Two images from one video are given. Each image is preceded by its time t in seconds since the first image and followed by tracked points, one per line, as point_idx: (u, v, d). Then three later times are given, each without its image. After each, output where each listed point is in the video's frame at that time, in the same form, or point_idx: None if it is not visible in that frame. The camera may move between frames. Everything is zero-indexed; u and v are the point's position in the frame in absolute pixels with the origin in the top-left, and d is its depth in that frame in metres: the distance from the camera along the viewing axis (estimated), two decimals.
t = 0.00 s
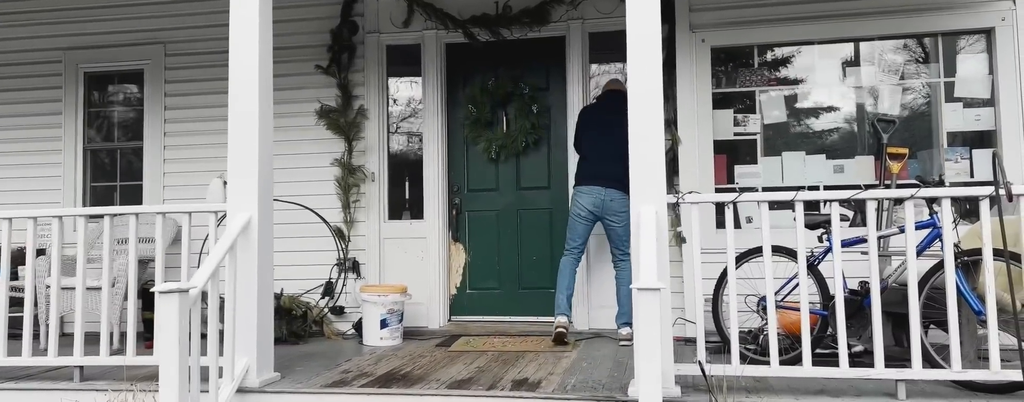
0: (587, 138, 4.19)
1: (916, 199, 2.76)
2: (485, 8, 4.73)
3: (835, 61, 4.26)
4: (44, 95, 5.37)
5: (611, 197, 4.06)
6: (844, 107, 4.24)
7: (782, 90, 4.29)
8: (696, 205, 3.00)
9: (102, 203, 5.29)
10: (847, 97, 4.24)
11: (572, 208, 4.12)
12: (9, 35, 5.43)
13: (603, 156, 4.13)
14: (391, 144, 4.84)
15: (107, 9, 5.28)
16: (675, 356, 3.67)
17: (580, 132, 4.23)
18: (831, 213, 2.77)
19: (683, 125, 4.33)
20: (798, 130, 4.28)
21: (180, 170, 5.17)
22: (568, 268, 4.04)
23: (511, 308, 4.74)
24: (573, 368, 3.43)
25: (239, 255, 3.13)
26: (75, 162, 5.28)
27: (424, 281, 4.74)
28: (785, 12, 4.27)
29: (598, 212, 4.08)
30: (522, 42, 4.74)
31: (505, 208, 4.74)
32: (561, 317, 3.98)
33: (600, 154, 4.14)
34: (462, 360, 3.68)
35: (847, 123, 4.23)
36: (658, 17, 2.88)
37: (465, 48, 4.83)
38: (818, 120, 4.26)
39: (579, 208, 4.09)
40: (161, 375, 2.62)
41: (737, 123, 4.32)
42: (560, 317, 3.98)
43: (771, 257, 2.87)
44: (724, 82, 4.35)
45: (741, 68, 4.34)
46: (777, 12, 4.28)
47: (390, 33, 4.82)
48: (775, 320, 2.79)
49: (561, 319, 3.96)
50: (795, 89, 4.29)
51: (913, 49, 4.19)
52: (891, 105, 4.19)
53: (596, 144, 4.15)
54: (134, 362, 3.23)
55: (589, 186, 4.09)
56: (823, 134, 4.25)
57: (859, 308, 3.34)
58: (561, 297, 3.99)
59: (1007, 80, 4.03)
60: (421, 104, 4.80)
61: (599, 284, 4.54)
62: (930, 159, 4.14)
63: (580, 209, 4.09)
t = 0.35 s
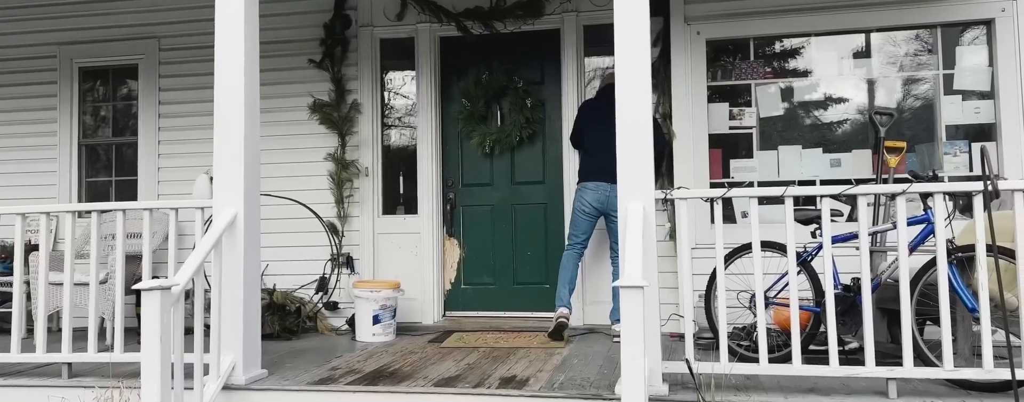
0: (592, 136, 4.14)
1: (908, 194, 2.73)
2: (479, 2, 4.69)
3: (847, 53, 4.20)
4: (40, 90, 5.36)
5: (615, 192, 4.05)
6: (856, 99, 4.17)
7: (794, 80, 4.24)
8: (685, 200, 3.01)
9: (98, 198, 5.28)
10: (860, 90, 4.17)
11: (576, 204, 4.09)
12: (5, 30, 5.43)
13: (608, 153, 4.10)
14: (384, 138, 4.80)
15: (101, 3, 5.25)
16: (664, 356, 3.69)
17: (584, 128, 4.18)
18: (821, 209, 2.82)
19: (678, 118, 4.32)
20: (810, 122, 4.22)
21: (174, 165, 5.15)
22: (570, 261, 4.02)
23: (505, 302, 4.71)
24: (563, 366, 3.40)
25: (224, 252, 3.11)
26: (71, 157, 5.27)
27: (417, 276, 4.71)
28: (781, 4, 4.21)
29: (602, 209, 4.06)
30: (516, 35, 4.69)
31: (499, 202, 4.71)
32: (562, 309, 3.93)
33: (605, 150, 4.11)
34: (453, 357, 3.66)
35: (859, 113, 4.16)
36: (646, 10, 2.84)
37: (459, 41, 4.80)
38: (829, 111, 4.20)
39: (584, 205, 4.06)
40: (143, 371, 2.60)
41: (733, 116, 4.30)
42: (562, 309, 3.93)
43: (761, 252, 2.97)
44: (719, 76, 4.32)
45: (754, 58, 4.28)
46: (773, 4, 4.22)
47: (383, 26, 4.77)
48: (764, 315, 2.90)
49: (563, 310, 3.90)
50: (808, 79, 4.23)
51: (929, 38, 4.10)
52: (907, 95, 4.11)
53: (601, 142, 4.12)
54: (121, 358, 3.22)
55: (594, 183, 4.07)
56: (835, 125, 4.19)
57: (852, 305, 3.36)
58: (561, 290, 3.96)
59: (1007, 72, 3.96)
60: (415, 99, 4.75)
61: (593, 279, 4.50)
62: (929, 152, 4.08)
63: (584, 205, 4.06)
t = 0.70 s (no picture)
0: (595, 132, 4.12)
1: (912, 193, 2.78)
2: None
3: (854, 48, 4.16)
4: (46, 89, 5.38)
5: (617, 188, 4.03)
6: (869, 91, 4.13)
7: (806, 73, 4.21)
8: (686, 198, 2.99)
9: (104, 196, 5.31)
10: (872, 80, 4.12)
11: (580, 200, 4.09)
12: (11, 29, 5.45)
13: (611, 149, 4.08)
14: (388, 136, 4.80)
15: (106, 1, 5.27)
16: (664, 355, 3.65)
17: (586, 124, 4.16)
18: (824, 208, 2.90)
19: (682, 115, 4.31)
20: (822, 115, 4.18)
21: (179, 163, 5.16)
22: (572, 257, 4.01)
23: (510, 300, 4.70)
24: (565, 364, 3.39)
25: (224, 250, 3.11)
26: (77, 155, 5.30)
27: (422, 274, 4.71)
28: None
29: (605, 205, 4.04)
30: (520, 31, 4.67)
31: (502, 199, 4.69)
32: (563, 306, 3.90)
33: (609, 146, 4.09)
34: (456, 355, 3.66)
35: (873, 107, 4.11)
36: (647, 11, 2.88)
37: (461, 38, 4.77)
38: (842, 103, 4.16)
39: (586, 201, 4.06)
40: (143, 371, 2.61)
41: (738, 113, 4.28)
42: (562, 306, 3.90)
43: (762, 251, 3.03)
44: (724, 71, 4.30)
45: (767, 50, 4.26)
46: None
47: (386, 23, 4.76)
48: (766, 313, 2.97)
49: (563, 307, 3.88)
50: (818, 72, 4.19)
51: (936, 33, 4.06)
52: (922, 86, 4.06)
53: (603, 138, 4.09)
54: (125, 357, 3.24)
55: (598, 179, 4.05)
56: (849, 118, 4.14)
57: (855, 303, 3.35)
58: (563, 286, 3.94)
59: (1017, 66, 3.91)
60: (419, 95, 4.74)
61: (595, 275, 4.48)
62: (937, 149, 4.03)
63: (587, 201, 4.06)
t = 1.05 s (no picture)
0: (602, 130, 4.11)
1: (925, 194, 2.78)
2: None
3: (868, 47, 4.12)
4: (61, 89, 5.43)
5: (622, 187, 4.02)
6: (884, 86, 4.09)
7: (820, 68, 4.17)
8: (696, 199, 2.97)
9: (117, 195, 5.36)
10: (887, 75, 4.08)
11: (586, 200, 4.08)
12: (26, 30, 5.49)
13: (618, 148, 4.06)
14: (398, 135, 4.80)
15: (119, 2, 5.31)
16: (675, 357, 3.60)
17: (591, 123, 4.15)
18: (836, 208, 2.88)
19: (693, 114, 4.28)
20: (837, 110, 4.14)
21: (192, 162, 5.20)
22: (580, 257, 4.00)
23: (521, 299, 4.70)
24: (575, 365, 3.39)
25: (235, 251, 3.13)
26: (92, 155, 5.35)
27: (433, 273, 4.72)
28: None
29: (610, 204, 4.04)
30: (530, 30, 4.66)
31: (513, 199, 4.68)
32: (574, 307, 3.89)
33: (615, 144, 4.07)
34: (467, 355, 3.67)
35: (889, 102, 4.07)
36: (656, 12, 2.86)
37: (472, 37, 4.76)
38: (857, 99, 4.13)
39: (591, 201, 4.05)
40: (155, 371, 2.64)
41: (750, 111, 4.26)
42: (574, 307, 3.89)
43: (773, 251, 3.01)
44: (736, 70, 4.27)
45: (780, 45, 4.22)
46: None
47: (397, 23, 4.77)
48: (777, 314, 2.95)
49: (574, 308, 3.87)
50: (832, 67, 4.16)
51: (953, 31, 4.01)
52: (938, 79, 4.02)
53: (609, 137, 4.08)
54: (138, 357, 3.28)
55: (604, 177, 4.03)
56: (865, 113, 4.11)
57: (868, 305, 3.34)
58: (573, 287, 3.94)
59: None
60: (430, 95, 4.74)
61: (606, 275, 4.47)
62: (952, 147, 4.00)
63: (593, 200, 4.05)
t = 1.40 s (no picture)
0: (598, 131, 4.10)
1: (945, 198, 2.76)
2: None
3: (885, 50, 4.10)
4: (78, 91, 5.48)
5: (625, 188, 3.96)
6: (899, 85, 4.07)
7: (834, 68, 4.16)
8: (713, 204, 2.99)
9: (134, 197, 5.40)
10: (902, 75, 4.06)
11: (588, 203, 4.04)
12: (42, 32, 5.53)
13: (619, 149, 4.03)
14: (412, 137, 4.81)
15: (135, 5, 5.35)
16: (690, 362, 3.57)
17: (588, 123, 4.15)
18: (854, 212, 2.86)
19: (709, 116, 4.25)
20: (851, 110, 4.13)
21: (207, 164, 5.23)
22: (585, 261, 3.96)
23: (536, 301, 4.69)
24: (590, 369, 3.37)
25: (251, 254, 3.15)
26: (109, 156, 5.40)
27: (447, 275, 4.72)
28: None
29: (612, 206, 3.98)
30: (545, 32, 4.65)
31: (527, 201, 4.68)
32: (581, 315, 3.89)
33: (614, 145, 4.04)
34: (481, 358, 3.67)
35: (902, 101, 4.06)
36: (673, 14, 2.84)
37: (486, 39, 4.77)
38: (871, 98, 4.11)
39: (593, 202, 4.01)
40: (173, 374, 2.66)
41: (765, 113, 4.24)
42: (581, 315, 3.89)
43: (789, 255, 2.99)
44: (751, 72, 4.25)
45: (795, 45, 4.21)
46: None
47: (411, 25, 4.77)
48: (794, 318, 2.92)
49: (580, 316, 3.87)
50: (846, 67, 4.14)
51: (971, 35, 3.99)
52: (953, 78, 4.01)
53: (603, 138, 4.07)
54: (153, 359, 3.31)
55: (604, 180, 4.01)
56: (879, 113, 4.10)
57: (886, 309, 3.31)
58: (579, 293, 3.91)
59: None
60: (444, 95, 4.74)
61: (620, 277, 4.45)
62: (970, 150, 3.98)
63: (594, 202, 4.01)
